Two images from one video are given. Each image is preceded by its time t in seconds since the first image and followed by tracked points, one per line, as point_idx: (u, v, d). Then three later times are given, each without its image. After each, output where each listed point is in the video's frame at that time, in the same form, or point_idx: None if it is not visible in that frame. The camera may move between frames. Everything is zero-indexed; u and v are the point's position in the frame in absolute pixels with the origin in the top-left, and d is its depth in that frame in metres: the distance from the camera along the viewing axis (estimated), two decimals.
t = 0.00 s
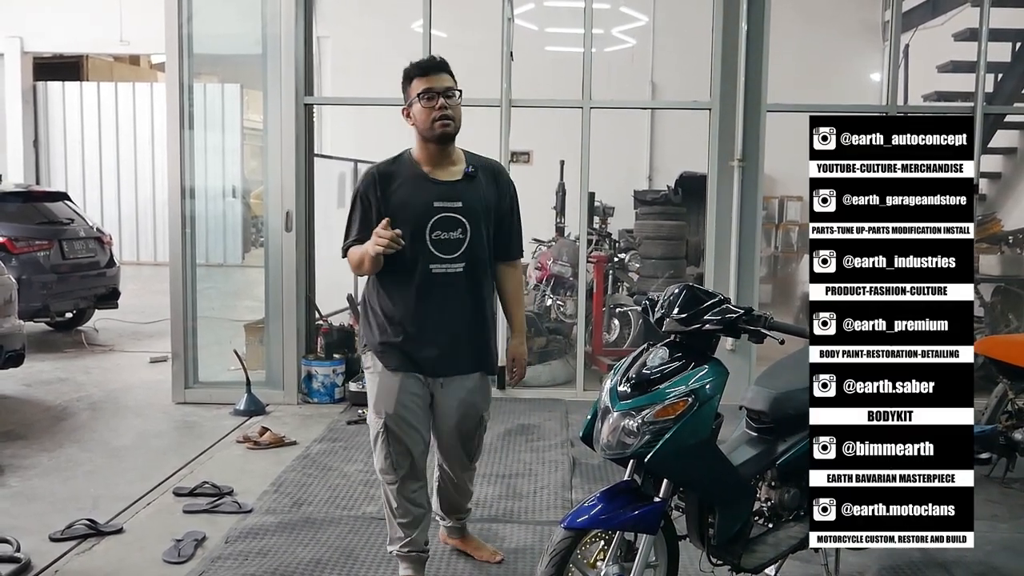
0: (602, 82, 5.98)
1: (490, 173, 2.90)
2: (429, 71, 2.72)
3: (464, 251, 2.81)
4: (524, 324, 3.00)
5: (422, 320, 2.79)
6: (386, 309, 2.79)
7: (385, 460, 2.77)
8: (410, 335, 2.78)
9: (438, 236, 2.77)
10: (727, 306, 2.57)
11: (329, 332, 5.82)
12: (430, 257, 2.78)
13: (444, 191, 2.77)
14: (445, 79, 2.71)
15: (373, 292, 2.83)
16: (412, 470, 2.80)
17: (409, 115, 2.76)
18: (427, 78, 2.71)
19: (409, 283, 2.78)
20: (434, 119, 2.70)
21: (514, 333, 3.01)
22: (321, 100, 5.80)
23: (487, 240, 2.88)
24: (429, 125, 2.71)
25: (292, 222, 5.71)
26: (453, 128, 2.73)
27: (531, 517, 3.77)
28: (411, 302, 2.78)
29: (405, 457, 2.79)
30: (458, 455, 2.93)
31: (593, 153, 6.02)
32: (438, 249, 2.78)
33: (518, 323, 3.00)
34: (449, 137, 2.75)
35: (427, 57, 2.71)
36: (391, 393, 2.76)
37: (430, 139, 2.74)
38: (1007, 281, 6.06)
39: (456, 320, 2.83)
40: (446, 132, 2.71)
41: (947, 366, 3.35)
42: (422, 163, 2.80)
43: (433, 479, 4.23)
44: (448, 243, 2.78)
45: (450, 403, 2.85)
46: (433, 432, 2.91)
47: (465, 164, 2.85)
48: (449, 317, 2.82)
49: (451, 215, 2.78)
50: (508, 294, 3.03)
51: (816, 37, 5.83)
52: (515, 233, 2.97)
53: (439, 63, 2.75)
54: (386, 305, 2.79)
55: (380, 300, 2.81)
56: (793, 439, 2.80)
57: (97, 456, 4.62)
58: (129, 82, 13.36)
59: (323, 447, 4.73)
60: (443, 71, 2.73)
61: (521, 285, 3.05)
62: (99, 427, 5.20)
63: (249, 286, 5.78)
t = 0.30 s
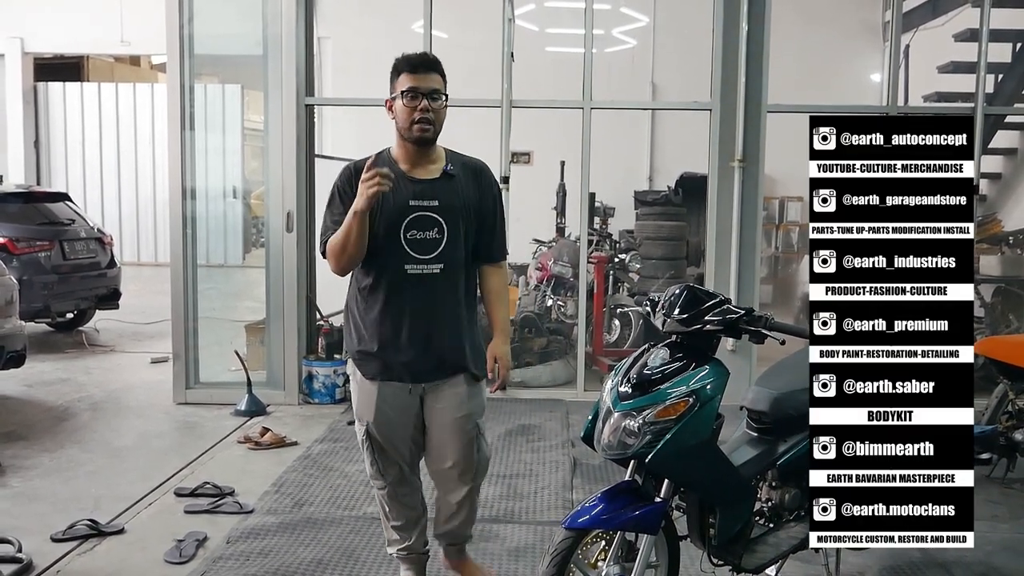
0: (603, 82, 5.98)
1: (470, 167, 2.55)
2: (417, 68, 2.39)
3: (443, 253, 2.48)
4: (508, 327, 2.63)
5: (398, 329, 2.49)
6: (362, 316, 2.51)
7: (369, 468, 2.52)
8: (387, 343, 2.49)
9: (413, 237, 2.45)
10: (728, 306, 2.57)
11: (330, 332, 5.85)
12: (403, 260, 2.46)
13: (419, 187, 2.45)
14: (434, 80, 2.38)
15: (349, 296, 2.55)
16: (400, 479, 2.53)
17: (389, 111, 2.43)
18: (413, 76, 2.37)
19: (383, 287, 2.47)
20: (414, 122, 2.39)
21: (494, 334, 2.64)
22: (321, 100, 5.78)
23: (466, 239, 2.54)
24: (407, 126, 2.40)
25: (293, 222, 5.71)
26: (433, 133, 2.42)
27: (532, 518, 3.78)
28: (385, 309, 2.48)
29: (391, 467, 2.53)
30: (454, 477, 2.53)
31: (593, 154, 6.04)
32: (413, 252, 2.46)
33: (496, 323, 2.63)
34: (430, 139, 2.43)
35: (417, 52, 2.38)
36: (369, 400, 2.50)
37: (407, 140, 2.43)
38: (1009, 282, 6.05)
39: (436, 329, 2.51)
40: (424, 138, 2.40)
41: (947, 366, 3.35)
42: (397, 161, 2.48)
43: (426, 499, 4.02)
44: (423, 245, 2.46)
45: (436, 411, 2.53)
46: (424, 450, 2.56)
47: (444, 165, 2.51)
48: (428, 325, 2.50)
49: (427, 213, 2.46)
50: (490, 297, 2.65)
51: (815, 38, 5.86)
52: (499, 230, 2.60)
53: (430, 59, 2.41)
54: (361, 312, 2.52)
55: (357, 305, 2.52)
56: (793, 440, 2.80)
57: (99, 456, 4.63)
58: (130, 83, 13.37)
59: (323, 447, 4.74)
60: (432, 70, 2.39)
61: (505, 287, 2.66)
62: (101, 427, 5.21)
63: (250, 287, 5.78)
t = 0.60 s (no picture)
0: (603, 81, 5.97)
1: (471, 170, 2.35)
2: (416, 66, 2.21)
3: (438, 257, 2.26)
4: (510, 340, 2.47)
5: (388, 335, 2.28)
6: (352, 322, 2.30)
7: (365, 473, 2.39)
8: (378, 351, 2.29)
9: (406, 238, 2.24)
10: (728, 306, 2.57)
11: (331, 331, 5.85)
12: (395, 261, 2.25)
13: (415, 187, 2.26)
14: (433, 80, 2.21)
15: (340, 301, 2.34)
16: (400, 488, 2.41)
17: (386, 111, 2.26)
18: (411, 74, 2.20)
19: (372, 289, 2.27)
20: (411, 121, 2.22)
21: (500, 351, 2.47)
22: (322, 100, 5.80)
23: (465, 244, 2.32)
24: (404, 126, 2.23)
25: (293, 222, 5.71)
26: (431, 134, 2.24)
27: (532, 518, 3.77)
28: (374, 312, 2.27)
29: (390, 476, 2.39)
30: (433, 495, 2.26)
31: (593, 153, 6.03)
32: (406, 254, 2.25)
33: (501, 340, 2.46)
34: (427, 140, 2.25)
35: (417, 50, 2.21)
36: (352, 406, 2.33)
37: (403, 141, 2.25)
38: (1009, 282, 6.05)
39: (428, 338, 2.27)
40: (421, 139, 2.22)
41: (947, 366, 3.36)
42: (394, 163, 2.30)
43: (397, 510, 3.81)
44: (416, 247, 2.25)
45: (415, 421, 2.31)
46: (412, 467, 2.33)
47: (443, 166, 2.32)
48: (420, 333, 2.28)
49: (422, 214, 2.25)
50: (492, 310, 2.45)
51: (816, 39, 5.85)
52: (499, 237, 2.39)
53: (430, 57, 2.24)
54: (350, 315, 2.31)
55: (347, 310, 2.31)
56: (794, 440, 2.80)
57: (99, 456, 4.63)
58: (131, 83, 13.38)
59: (324, 447, 4.74)
60: (431, 69, 2.22)
61: (505, 299, 2.46)
62: (101, 427, 5.21)
63: (250, 287, 5.78)
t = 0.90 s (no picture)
0: (603, 81, 5.98)
1: (486, 172, 2.28)
2: (433, 56, 2.16)
3: (449, 260, 2.19)
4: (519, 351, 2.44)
5: (395, 340, 2.21)
6: (358, 325, 2.24)
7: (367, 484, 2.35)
8: (383, 357, 2.22)
9: (416, 240, 2.17)
10: (727, 306, 2.57)
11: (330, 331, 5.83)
12: (403, 263, 2.18)
13: (427, 188, 2.18)
14: (450, 69, 2.15)
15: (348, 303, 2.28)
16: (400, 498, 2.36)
17: (401, 103, 2.20)
18: (428, 64, 2.15)
19: (379, 292, 2.20)
20: (426, 111, 2.15)
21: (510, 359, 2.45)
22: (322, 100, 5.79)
23: (478, 248, 2.25)
24: (419, 116, 2.15)
25: (293, 222, 5.71)
26: (446, 126, 2.17)
27: (531, 517, 3.77)
28: (381, 316, 2.21)
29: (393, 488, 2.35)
30: (431, 510, 2.20)
31: (593, 153, 6.03)
32: (415, 257, 2.18)
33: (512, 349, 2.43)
34: (443, 133, 2.18)
35: (436, 41, 2.16)
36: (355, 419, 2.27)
37: (418, 134, 2.18)
38: (1009, 281, 6.05)
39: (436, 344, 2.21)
40: (435, 129, 2.15)
41: (947, 366, 3.36)
42: (408, 159, 2.21)
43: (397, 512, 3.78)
44: (426, 249, 2.18)
45: (416, 437, 2.24)
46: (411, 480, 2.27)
47: (458, 164, 2.24)
48: (428, 340, 2.21)
49: (434, 215, 2.18)
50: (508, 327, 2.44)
51: (816, 38, 5.84)
52: (513, 244, 2.33)
53: (448, 49, 2.19)
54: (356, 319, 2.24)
55: (353, 312, 2.25)
56: (793, 439, 2.80)
57: (99, 456, 4.63)
58: (130, 83, 13.38)
59: (323, 447, 4.74)
60: (449, 60, 2.17)
61: (517, 313, 2.43)
62: (101, 427, 5.21)
63: (250, 286, 5.79)
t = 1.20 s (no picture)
0: (603, 81, 5.98)
1: (507, 169, 2.19)
2: (456, 45, 2.06)
3: (463, 261, 2.11)
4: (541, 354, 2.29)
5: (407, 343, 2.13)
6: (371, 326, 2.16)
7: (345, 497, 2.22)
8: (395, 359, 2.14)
9: (430, 239, 2.10)
10: (728, 306, 2.57)
11: (330, 331, 5.83)
12: (417, 263, 2.10)
13: (443, 185, 2.11)
14: (474, 60, 2.06)
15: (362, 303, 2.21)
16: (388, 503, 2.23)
17: (421, 93, 2.11)
18: (451, 53, 2.05)
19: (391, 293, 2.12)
20: (448, 102, 2.06)
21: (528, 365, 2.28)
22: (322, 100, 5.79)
23: (496, 248, 2.16)
24: (441, 108, 2.07)
25: (294, 222, 5.71)
26: (469, 118, 2.08)
27: (531, 517, 3.77)
28: (393, 318, 2.13)
29: (379, 499, 2.21)
30: (448, 520, 2.15)
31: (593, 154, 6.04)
32: (429, 257, 2.10)
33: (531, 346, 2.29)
34: (466, 124, 2.09)
35: (460, 29, 2.06)
36: (358, 424, 2.15)
37: (439, 126, 2.09)
38: (1010, 281, 6.05)
39: (450, 347, 2.14)
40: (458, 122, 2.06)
41: (947, 366, 3.41)
42: (428, 153, 2.14)
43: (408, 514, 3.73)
44: (441, 249, 2.10)
45: (430, 442, 2.16)
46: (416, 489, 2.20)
47: (479, 159, 2.16)
48: (441, 343, 2.14)
49: (449, 214, 2.10)
50: (523, 320, 2.28)
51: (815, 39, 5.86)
52: (535, 243, 2.23)
53: (472, 37, 2.09)
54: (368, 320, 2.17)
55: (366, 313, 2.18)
56: (794, 439, 2.80)
57: (100, 456, 4.63)
58: (131, 83, 13.38)
59: (324, 446, 4.75)
60: (472, 49, 2.07)
61: (538, 311, 2.30)
62: (102, 427, 5.21)
63: (250, 286, 5.79)
